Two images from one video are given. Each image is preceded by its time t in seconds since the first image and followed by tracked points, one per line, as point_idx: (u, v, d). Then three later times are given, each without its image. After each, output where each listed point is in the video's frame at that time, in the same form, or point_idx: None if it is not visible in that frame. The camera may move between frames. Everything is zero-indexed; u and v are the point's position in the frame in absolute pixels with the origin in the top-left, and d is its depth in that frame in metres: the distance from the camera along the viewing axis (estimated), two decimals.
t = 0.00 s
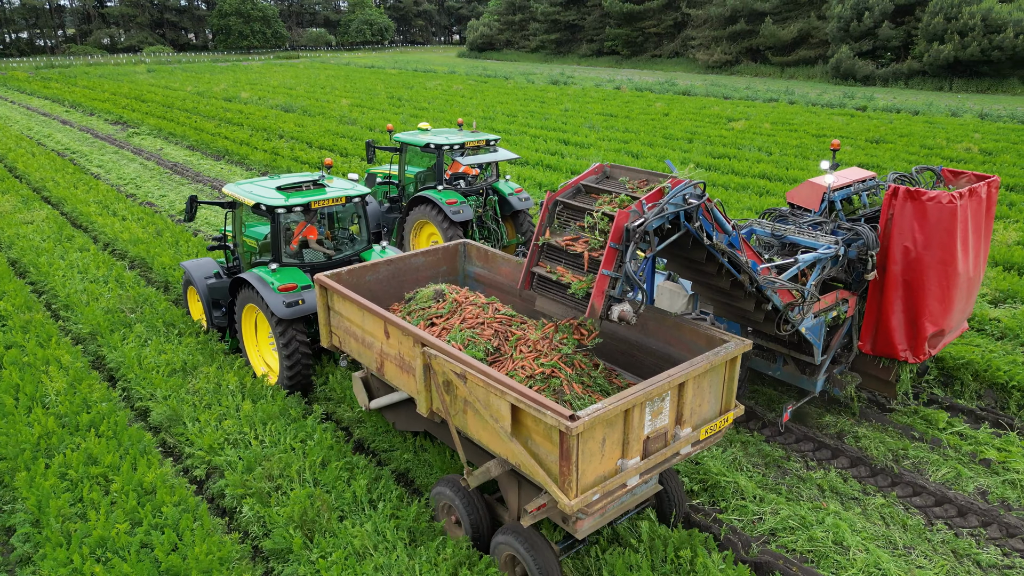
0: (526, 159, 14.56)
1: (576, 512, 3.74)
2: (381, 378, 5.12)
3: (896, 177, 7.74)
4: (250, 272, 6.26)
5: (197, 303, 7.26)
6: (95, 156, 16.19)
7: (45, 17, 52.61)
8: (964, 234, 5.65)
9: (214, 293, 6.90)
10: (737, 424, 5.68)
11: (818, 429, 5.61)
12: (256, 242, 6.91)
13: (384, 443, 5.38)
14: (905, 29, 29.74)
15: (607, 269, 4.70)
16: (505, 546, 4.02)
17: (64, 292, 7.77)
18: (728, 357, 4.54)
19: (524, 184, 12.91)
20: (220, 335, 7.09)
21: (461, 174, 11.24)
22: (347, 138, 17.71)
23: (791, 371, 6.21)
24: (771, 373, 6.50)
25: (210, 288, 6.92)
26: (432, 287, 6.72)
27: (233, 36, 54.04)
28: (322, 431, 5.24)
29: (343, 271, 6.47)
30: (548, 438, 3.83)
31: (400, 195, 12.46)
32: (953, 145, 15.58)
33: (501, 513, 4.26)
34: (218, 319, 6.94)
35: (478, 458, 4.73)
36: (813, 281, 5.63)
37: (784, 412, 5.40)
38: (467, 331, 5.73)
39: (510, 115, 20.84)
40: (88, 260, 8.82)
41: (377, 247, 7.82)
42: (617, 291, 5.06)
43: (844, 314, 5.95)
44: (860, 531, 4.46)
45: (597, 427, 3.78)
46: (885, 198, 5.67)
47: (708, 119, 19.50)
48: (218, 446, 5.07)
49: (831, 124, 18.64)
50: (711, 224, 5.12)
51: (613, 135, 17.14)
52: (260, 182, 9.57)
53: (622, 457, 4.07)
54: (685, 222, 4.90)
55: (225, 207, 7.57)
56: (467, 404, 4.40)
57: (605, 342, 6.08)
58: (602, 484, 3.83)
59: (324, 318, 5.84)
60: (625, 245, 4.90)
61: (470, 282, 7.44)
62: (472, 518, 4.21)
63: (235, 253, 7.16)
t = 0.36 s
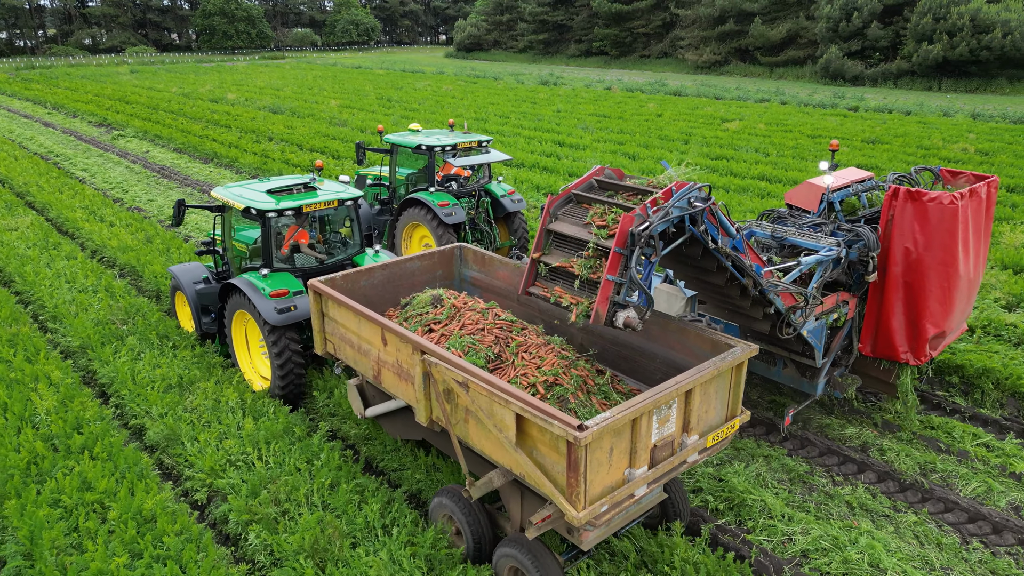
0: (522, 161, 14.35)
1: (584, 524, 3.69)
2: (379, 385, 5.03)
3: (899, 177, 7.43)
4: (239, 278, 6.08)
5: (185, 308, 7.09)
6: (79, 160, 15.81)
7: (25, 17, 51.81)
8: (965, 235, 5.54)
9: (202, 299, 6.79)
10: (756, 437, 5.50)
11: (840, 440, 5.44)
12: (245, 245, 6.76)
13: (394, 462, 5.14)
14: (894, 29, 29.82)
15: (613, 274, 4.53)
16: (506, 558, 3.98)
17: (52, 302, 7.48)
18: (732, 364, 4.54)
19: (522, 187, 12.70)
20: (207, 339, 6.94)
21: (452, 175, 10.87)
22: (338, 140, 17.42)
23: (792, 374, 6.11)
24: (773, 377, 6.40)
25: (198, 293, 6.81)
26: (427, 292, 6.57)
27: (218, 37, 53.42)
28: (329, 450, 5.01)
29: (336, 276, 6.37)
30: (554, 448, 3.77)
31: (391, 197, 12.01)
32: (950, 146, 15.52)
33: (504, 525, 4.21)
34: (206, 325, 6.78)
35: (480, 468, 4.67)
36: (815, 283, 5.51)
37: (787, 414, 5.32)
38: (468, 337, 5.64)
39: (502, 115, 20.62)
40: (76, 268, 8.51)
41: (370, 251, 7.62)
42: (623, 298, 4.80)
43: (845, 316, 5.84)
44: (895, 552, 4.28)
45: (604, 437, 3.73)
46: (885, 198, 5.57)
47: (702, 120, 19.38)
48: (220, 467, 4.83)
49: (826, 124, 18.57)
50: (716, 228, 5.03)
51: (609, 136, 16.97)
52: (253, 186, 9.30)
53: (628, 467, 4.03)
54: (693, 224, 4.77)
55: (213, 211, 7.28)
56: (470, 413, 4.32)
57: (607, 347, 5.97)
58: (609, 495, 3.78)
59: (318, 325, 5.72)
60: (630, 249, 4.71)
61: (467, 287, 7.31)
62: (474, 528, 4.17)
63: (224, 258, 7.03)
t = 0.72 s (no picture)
0: (517, 162, 14.15)
1: (591, 535, 3.62)
2: (374, 393, 4.92)
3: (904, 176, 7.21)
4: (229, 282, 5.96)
5: (173, 316, 6.93)
6: (63, 163, 15.43)
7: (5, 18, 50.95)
8: (966, 235, 5.49)
9: (190, 304, 6.61)
10: (776, 449, 5.33)
11: (863, 451, 5.28)
12: (234, 249, 6.63)
13: (405, 482, 4.91)
14: (882, 29, 29.91)
15: (616, 277, 4.40)
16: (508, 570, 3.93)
17: (38, 313, 7.18)
18: (738, 369, 4.47)
19: (518, 189, 12.51)
20: (196, 346, 6.79)
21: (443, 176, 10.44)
22: (329, 142, 17.13)
23: (792, 376, 6.04)
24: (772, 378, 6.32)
25: (185, 298, 6.63)
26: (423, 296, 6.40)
27: (202, 37, 52.79)
28: (337, 470, 4.78)
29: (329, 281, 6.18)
30: (559, 457, 3.70)
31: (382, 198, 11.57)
32: (946, 146, 15.48)
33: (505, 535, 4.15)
34: (194, 330, 6.62)
35: (480, 476, 4.57)
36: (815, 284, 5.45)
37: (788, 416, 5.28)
38: (467, 343, 5.53)
39: (495, 116, 20.42)
40: (63, 276, 8.21)
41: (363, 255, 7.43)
42: (625, 300, 4.68)
43: (845, 317, 5.77)
44: (932, 572, 4.11)
45: (611, 445, 3.66)
46: (884, 199, 5.52)
47: (696, 120, 19.28)
48: (222, 490, 4.59)
49: (819, 124, 18.52)
50: (720, 229, 4.93)
51: (603, 137, 16.82)
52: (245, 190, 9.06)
53: (634, 476, 3.97)
54: (697, 225, 4.64)
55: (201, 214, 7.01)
56: (471, 422, 4.23)
57: (609, 351, 5.94)
58: (617, 505, 3.71)
59: (311, 331, 5.60)
60: (633, 250, 4.60)
61: (462, 290, 7.19)
62: (474, 538, 4.09)
63: (213, 261, 6.88)
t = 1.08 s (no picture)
0: (512, 163, 13.94)
1: (598, 546, 3.55)
2: (370, 400, 4.80)
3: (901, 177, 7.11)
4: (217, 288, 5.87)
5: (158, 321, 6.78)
6: (45, 166, 15.04)
7: None
8: (964, 233, 5.43)
9: (177, 311, 6.46)
10: (798, 461, 5.17)
11: (887, 463, 5.13)
12: (222, 254, 6.43)
13: (417, 501, 4.70)
14: (869, 29, 30.01)
15: (622, 279, 4.32)
16: None
17: (25, 324, 6.89)
18: (743, 373, 4.41)
19: (514, 192, 12.31)
20: (183, 352, 6.65)
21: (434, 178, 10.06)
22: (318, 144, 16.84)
23: (789, 377, 6.01)
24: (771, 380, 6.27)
25: (172, 304, 6.48)
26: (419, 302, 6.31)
27: (184, 37, 52.09)
28: (347, 491, 4.56)
29: (322, 285, 6.03)
30: (566, 467, 3.64)
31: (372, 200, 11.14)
32: (940, 146, 15.46)
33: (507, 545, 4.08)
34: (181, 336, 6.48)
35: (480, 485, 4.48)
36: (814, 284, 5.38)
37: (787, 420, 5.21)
38: (465, 349, 5.42)
39: (486, 117, 20.20)
40: (49, 285, 7.91)
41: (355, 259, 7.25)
42: (628, 302, 4.58)
43: (843, 318, 5.67)
44: None
45: (619, 454, 3.59)
46: (882, 197, 5.44)
47: (688, 121, 19.18)
48: (226, 514, 4.36)
49: (812, 125, 18.49)
50: (723, 230, 4.87)
51: (597, 138, 16.66)
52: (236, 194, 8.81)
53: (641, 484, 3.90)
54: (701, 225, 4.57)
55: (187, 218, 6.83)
56: (472, 430, 4.12)
57: (606, 351, 5.83)
58: (625, 515, 3.63)
59: (303, 337, 5.46)
60: (636, 251, 4.51)
61: (457, 294, 7.04)
62: (476, 550, 4.04)
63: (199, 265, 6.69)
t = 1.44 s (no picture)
0: (507, 165, 13.73)
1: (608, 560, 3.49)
2: (366, 410, 4.71)
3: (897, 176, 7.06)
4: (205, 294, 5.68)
5: (144, 328, 6.63)
6: (27, 170, 14.62)
7: None
8: (964, 235, 5.54)
9: (164, 316, 6.29)
10: (824, 475, 4.99)
11: (916, 476, 4.98)
12: (211, 259, 6.22)
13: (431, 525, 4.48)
14: (857, 29, 30.11)
15: (636, 282, 4.30)
16: None
17: (11, 337, 6.59)
18: (749, 380, 4.37)
19: (511, 195, 12.10)
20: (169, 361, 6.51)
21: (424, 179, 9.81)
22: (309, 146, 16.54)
23: (790, 380, 5.97)
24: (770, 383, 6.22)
25: (159, 310, 6.30)
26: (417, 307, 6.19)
27: (167, 37, 51.37)
28: (358, 516, 4.33)
29: (315, 292, 5.89)
30: (575, 479, 3.56)
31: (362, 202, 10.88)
32: (936, 146, 15.43)
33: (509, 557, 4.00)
34: (169, 344, 6.36)
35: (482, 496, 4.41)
36: (817, 286, 5.43)
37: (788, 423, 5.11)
38: (465, 356, 5.32)
39: (477, 118, 19.97)
40: (35, 295, 7.60)
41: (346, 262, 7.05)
42: (641, 307, 4.54)
43: (844, 319, 5.73)
44: None
45: (628, 465, 3.53)
46: (883, 199, 5.55)
47: (682, 121, 19.06)
48: (231, 542, 4.13)
49: (806, 125, 18.44)
50: (733, 233, 4.85)
51: (591, 139, 16.49)
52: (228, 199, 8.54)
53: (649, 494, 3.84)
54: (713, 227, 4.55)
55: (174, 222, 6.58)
56: (475, 441, 4.04)
57: (621, 364, 5.72)
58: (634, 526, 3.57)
59: (296, 344, 5.35)
60: (649, 254, 4.50)
61: (452, 298, 6.93)
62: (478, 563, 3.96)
63: (188, 270, 6.51)
